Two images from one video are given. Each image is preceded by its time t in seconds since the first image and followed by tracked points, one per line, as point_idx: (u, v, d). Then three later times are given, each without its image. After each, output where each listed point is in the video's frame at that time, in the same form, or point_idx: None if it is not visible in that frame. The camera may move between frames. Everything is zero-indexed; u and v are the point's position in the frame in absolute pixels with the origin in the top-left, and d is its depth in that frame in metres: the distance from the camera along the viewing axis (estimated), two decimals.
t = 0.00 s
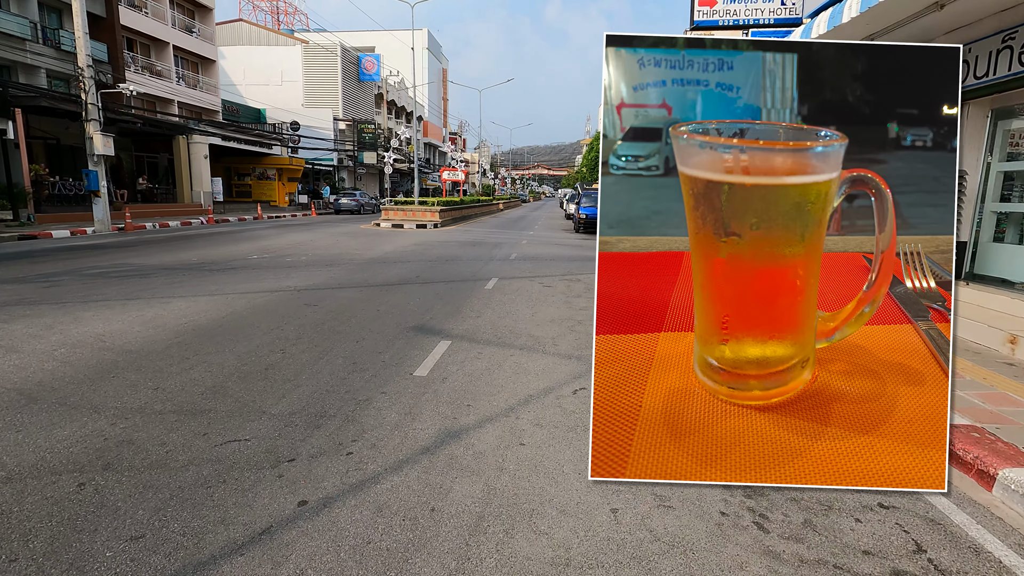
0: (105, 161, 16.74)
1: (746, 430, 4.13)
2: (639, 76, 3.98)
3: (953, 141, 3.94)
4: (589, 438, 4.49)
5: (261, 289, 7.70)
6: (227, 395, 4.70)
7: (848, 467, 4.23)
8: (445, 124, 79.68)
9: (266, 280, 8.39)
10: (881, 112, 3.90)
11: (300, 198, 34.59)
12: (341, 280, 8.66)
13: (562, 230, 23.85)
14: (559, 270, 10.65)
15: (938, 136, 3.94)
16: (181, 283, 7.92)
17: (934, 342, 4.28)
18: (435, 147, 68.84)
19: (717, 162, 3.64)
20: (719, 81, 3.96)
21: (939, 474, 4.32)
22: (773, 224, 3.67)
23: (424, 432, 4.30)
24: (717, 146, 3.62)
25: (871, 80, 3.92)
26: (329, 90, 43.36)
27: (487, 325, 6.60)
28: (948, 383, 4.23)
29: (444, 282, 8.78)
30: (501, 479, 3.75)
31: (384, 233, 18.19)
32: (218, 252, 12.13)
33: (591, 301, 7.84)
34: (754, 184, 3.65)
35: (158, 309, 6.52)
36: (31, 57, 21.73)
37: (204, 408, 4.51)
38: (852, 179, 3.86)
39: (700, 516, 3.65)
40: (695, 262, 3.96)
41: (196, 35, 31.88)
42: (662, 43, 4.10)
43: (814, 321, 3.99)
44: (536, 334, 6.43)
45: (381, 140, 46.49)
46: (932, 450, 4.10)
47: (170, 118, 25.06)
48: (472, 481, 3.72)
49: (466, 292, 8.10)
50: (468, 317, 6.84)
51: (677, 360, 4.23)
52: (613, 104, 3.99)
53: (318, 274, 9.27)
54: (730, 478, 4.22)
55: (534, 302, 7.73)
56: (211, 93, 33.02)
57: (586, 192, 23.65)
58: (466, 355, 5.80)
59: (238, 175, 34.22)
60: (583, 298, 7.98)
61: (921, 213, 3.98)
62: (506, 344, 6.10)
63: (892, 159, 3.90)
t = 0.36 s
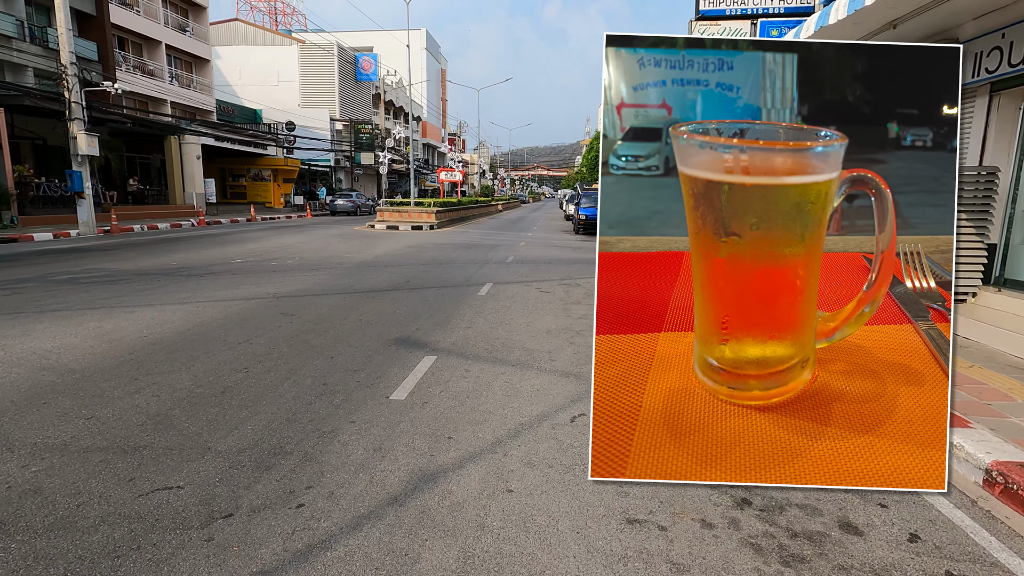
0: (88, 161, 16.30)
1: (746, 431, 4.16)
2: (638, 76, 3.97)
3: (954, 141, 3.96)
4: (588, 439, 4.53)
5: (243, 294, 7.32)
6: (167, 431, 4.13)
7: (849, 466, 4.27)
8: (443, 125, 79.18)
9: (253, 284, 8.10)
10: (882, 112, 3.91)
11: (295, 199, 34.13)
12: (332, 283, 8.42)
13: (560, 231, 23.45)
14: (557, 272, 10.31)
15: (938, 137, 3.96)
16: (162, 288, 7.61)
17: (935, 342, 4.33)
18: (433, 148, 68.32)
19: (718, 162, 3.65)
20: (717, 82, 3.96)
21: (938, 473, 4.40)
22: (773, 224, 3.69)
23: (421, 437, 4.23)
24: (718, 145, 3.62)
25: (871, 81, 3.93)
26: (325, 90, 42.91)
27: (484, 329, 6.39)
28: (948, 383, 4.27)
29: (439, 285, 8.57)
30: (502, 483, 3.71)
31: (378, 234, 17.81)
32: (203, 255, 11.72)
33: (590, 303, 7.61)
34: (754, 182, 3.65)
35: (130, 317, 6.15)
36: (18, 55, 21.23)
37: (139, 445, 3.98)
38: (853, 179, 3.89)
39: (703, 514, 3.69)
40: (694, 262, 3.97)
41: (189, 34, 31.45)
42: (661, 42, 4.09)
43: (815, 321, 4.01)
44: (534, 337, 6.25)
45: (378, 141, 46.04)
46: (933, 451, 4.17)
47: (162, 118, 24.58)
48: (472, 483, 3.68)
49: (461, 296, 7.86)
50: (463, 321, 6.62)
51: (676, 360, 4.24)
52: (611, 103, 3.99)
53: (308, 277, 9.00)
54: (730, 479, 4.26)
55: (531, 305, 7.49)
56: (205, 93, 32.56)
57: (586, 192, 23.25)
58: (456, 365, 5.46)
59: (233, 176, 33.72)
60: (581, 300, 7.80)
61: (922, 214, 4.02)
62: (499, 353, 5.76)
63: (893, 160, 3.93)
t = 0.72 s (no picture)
0: (81, 158, 16.02)
1: (746, 431, 3.99)
2: (642, 78, 3.89)
3: (954, 141, 3.86)
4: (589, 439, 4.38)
5: (229, 295, 6.94)
6: (104, 464, 3.62)
7: (848, 468, 4.10)
8: (447, 123, 78.78)
9: (241, 285, 7.79)
10: (882, 113, 3.80)
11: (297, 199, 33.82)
12: (325, 284, 8.16)
13: (565, 230, 23.00)
14: (560, 273, 9.95)
15: (938, 137, 3.86)
16: (146, 289, 7.30)
17: (933, 342, 4.15)
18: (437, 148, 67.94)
19: (718, 162, 3.50)
20: (721, 83, 3.88)
21: (940, 474, 4.22)
22: (773, 224, 3.52)
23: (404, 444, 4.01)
24: (717, 145, 3.49)
25: (872, 81, 3.84)
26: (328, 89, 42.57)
27: (481, 331, 6.06)
28: (948, 383, 4.08)
29: (437, 285, 8.27)
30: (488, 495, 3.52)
31: (379, 234, 17.45)
32: (196, 254, 11.41)
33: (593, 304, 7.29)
34: (753, 182, 3.51)
35: (106, 323, 5.83)
36: (14, 53, 20.94)
37: (67, 482, 3.46)
38: (852, 179, 3.74)
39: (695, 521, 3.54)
40: (694, 262, 3.82)
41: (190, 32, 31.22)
42: (662, 44, 4.02)
43: (815, 321, 3.84)
44: (531, 338, 5.95)
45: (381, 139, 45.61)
46: (933, 451, 3.91)
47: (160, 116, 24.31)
48: (462, 497, 3.47)
49: (458, 296, 7.55)
50: (459, 321, 6.30)
51: (676, 361, 4.08)
52: (613, 104, 3.90)
53: (301, 277, 8.71)
54: (730, 479, 4.10)
55: (532, 305, 7.14)
56: (206, 92, 32.28)
57: (591, 191, 22.84)
58: (445, 376, 5.07)
59: (234, 175, 33.37)
60: (584, 300, 7.49)
61: (921, 213, 3.86)
62: (499, 361, 5.34)
63: (892, 159, 3.78)
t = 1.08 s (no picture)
0: (66, 158, 15.53)
1: (746, 431, 4.12)
2: (641, 78, 3.94)
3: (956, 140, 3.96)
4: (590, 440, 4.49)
5: (205, 306, 6.48)
6: None
7: (850, 468, 4.24)
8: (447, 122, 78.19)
9: (227, 290, 7.44)
10: (883, 112, 3.91)
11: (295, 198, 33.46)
12: (315, 288, 7.84)
13: (565, 230, 22.60)
14: (559, 276, 9.65)
15: (940, 136, 3.96)
16: (126, 296, 6.95)
17: (935, 342, 4.31)
18: (436, 147, 67.44)
19: (719, 160, 3.59)
20: (723, 82, 3.94)
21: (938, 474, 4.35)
22: (773, 224, 3.66)
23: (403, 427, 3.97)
24: (718, 141, 3.58)
25: (875, 82, 3.94)
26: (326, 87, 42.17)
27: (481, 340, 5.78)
28: (949, 383, 4.26)
29: (433, 290, 7.94)
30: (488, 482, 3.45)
31: (373, 235, 16.99)
32: (180, 257, 10.96)
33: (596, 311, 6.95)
34: (754, 180, 3.62)
35: (77, 334, 5.49)
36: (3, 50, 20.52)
37: None
38: (852, 179, 3.87)
39: (697, 511, 3.63)
40: (694, 262, 3.94)
41: (186, 29, 30.74)
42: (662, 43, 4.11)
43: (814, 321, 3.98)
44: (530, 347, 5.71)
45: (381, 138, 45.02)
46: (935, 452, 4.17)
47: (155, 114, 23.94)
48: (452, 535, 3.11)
49: (455, 301, 7.27)
50: (453, 330, 6.01)
51: (677, 361, 4.20)
52: (612, 104, 4.00)
53: (291, 282, 8.37)
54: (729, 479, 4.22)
55: (532, 311, 6.87)
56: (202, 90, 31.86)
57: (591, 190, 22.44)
58: (438, 388, 4.81)
59: (230, 174, 32.87)
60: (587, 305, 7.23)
61: (922, 213, 4.00)
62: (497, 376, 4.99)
63: (900, 159, 3.93)
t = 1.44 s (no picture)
0: (50, 158, 15.09)
1: (746, 431, 3.93)
2: (641, 79, 3.76)
3: (955, 141, 3.79)
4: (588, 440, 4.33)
5: (174, 313, 6.12)
6: None
7: (848, 466, 4.07)
8: (447, 122, 77.66)
9: (203, 296, 7.04)
10: (882, 113, 3.75)
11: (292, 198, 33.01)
12: (295, 294, 7.44)
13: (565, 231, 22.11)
14: (557, 280, 9.24)
15: (938, 137, 3.78)
16: (93, 302, 6.54)
17: (934, 342, 4.09)
18: (436, 146, 66.91)
19: (720, 163, 3.47)
20: (721, 83, 3.77)
21: (940, 473, 4.16)
22: (773, 224, 3.53)
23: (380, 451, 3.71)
24: (719, 144, 3.45)
25: (872, 80, 3.76)
26: (324, 86, 41.68)
27: (468, 350, 5.42)
28: (949, 383, 4.03)
29: (423, 295, 7.54)
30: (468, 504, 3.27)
31: (366, 237, 16.52)
32: (161, 261, 10.52)
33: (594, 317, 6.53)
34: (755, 183, 3.50)
35: (29, 345, 5.08)
36: None
37: None
38: (852, 179, 3.72)
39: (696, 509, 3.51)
40: (694, 262, 3.79)
41: (179, 27, 30.32)
42: (661, 43, 3.93)
43: (815, 321, 3.83)
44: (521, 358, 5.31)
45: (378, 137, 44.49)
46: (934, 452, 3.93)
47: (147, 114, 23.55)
48: None
49: (445, 307, 6.88)
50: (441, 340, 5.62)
51: (676, 360, 4.02)
52: (612, 103, 3.80)
53: (273, 286, 7.97)
54: (732, 481, 4.02)
55: (526, 318, 6.48)
56: (197, 89, 31.43)
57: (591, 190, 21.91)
58: (419, 405, 4.43)
59: (225, 174, 32.40)
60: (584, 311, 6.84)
61: (921, 213, 3.83)
62: (481, 390, 4.64)
63: (897, 160, 3.76)
